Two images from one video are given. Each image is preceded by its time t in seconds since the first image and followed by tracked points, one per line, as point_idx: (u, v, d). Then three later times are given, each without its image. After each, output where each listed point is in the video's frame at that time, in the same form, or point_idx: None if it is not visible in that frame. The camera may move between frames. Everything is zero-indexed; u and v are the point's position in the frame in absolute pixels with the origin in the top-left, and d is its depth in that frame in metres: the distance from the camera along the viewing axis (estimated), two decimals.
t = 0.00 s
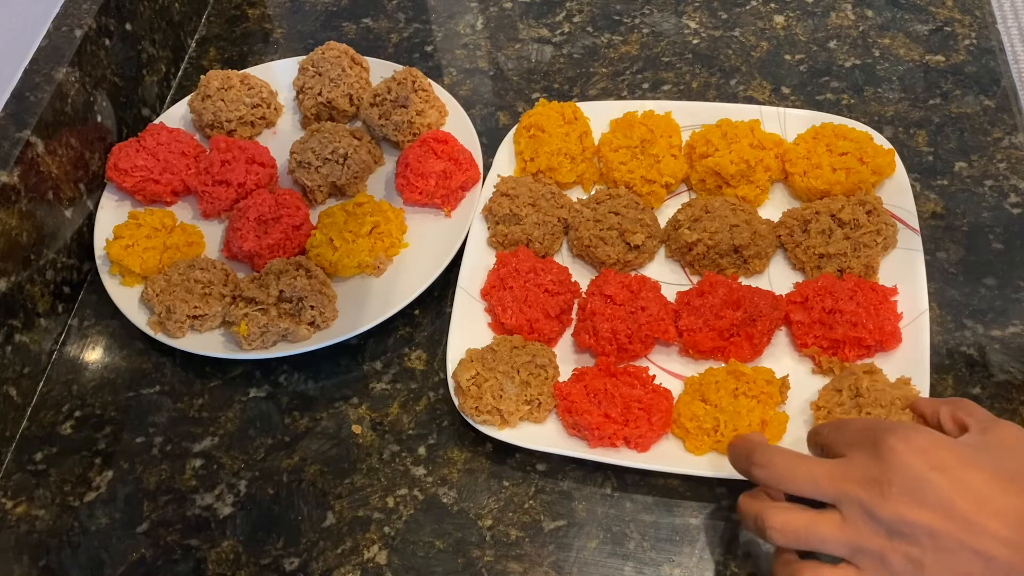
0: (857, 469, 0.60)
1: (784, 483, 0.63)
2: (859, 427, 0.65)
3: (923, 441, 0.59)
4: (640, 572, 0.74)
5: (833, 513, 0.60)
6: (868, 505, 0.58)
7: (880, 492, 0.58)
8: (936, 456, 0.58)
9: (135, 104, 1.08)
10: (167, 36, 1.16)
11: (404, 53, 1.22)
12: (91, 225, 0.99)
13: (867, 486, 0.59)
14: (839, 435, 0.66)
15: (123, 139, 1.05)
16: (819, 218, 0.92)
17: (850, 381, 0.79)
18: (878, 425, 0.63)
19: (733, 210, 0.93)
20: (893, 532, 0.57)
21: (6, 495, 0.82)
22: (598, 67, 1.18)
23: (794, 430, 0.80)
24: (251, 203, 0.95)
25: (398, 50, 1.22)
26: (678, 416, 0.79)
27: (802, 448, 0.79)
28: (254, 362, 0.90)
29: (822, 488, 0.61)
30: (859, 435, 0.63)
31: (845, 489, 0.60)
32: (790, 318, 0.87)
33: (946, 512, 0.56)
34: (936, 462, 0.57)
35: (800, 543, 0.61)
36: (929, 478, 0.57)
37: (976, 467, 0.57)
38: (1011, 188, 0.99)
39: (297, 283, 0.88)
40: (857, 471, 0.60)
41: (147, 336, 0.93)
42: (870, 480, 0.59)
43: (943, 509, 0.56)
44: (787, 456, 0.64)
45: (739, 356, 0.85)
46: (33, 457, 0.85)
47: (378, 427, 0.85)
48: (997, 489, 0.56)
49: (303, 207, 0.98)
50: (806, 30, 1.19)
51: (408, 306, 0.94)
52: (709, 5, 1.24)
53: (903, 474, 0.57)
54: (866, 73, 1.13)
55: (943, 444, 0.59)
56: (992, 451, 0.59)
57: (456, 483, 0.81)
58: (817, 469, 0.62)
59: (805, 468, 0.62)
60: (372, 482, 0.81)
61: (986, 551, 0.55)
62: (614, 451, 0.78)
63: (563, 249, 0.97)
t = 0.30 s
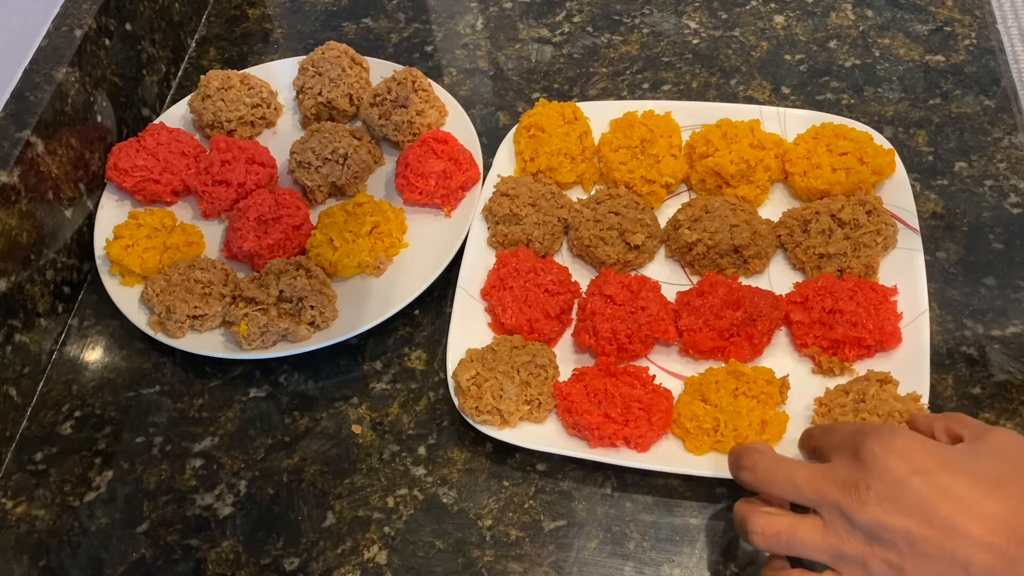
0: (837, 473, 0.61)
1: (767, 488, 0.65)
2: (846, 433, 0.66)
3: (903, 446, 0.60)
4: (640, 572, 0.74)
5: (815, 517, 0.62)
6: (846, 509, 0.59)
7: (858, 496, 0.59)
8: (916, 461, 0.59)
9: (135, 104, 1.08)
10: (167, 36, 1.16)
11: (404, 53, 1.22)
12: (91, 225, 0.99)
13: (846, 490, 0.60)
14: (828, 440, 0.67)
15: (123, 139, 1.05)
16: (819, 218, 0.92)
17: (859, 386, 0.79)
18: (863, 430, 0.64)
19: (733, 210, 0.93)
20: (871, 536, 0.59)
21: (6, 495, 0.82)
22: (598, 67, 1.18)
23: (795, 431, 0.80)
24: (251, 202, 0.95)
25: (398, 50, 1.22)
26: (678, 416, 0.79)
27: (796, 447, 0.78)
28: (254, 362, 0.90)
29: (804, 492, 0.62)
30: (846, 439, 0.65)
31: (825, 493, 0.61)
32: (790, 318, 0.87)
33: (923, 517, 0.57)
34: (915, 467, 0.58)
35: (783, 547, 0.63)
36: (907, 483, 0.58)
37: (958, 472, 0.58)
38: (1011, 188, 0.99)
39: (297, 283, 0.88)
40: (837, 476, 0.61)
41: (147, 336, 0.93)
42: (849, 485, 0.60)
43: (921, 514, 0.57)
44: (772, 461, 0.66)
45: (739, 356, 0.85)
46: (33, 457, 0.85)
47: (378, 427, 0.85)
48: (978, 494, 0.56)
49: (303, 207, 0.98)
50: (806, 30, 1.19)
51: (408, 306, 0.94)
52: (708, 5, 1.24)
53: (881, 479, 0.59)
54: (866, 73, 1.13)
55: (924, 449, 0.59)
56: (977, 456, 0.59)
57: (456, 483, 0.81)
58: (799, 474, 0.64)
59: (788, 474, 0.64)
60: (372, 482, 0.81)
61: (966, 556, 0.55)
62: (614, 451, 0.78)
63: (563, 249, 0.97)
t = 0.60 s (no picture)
0: (859, 476, 0.58)
1: (783, 496, 0.61)
2: (863, 436, 0.62)
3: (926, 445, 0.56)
4: (640, 572, 0.74)
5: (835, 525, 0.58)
6: (869, 514, 0.56)
7: (881, 500, 0.55)
8: (941, 460, 0.55)
9: (135, 104, 1.08)
10: (167, 36, 1.16)
11: (404, 53, 1.22)
12: (91, 225, 0.99)
13: (869, 494, 0.56)
14: (843, 445, 0.64)
15: (123, 139, 1.05)
16: (819, 218, 0.92)
17: (859, 386, 0.79)
18: (884, 433, 0.60)
19: (733, 210, 0.93)
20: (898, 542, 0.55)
21: (6, 495, 0.82)
22: (599, 67, 1.18)
23: (795, 431, 0.80)
24: (251, 203, 0.95)
25: (398, 50, 1.22)
26: (678, 416, 0.79)
27: (797, 448, 0.78)
28: (254, 362, 0.90)
29: (822, 498, 0.59)
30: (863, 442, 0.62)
31: (845, 497, 0.57)
32: (790, 318, 0.87)
33: (954, 520, 0.53)
34: (942, 467, 0.55)
35: (803, 559, 0.58)
36: (934, 483, 0.54)
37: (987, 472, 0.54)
38: (1011, 188, 0.99)
39: (297, 283, 0.88)
40: (858, 479, 0.57)
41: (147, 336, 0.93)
42: (871, 487, 0.56)
43: (948, 515, 0.53)
44: (786, 468, 0.63)
45: (739, 356, 0.85)
46: (33, 457, 0.85)
47: (378, 427, 0.85)
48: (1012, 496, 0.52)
49: (303, 207, 0.98)
50: (806, 30, 1.19)
51: (408, 306, 0.94)
52: (708, 5, 1.24)
53: (905, 480, 0.55)
54: (866, 73, 1.13)
55: (947, 448, 0.56)
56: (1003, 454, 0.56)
57: (456, 483, 0.81)
58: (817, 479, 0.60)
59: (805, 481, 0.60)
60: (372, 482, 0.81)
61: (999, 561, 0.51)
62: (614, 451, 0.78)
63: (563, 249, 0.97)
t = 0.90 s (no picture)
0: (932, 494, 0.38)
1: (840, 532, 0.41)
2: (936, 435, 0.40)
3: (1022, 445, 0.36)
4: (640, 572, 0.74)
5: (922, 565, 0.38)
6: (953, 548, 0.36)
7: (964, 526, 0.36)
8: None
9: (135, 104, 1.08)
10: (167, 36, 1.16)
11: (404, 53, 1.22)
12: (91, 225, 0.99)
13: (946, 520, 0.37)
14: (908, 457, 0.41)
15: (123, 139, 1.05)
16: (819, 218, 0.92)
17: (859, 386, 0.79)
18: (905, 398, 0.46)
19: (733, 210, 0.93)
20: None
21: (6, 495, 0.82)
22: (599, 67, 1.18)
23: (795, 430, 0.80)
24: (251, 203, 0.95)
25: (398, 50, 1.22)
26: (678, 416, 0.79)
27: (797, 447, 0.78)
28: (254, 362, 0.90)
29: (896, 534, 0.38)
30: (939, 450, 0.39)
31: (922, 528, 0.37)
32: (790, 318, 0.87)
33: None
34: None
35: None
36: None
37: None
38: (1011, 188, 0.99)
39: (297, 283, 0.88)
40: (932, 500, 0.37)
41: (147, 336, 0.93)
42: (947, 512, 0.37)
43: None
44: (852, 490, 0.43)
45: (739, 356, 0.85)
46: (33, 457, 0.85)
47: (378, 427, 0.85)
48: None
49: (303, 207, 0.98)
50: (806, 30, 1.19)
51: (408, 306, 0.94)
52: (708, 5, 1.24)
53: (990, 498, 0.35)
54: (866, 73, 1.13)
55: None
56: None
57: (456, 483, 0.81)
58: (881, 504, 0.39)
59: (864, 505, 0.40)
60: (372, 482, 0.81)
61: None
62: (614, 451, 0.78)
63: (563, 249, 0.97)
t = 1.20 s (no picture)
0: None
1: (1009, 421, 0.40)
2: None
3: None
4: (640, 572, 0.74)
5: None
6: None
7: None
8: None
9: (135, 104, 1.08)
10: (167, 36, 1.16)
11: (404, 53, 1.22)
12: (91, 225, 0.99)
13: None
14: None
15: (123, 139, 1.05)
16: (819, 218, 0.92)
17: (859, 386, 0.79)
18: None
19: (733, 210, 0.93)
20: None
21: (6, 495, 0.82)
22: (598, 67, 1.18)
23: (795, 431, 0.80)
24: (251, 202, 0.95)
25: (398, 50, 1.22)
26: (678, 416, 0.79)
27: (797, 447, 0.78)
28: (254, 362, 0.90)
29: None
30: None
31: None
32: (790, 318, 0.87)
33: None
34: None
35: None
36: None
37: None
38: (1011, 188, 0.99)
39: (297, 283, 0.87)
40: None
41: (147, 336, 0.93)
42: None
43: None
44: None
45: (739, 356, 0.85)
46: (33, 457, 0.85)
47: (378, 427, 0.85)
48: None
49: (302, 207, 0.98)
50: (806, 30, 1.19)
51: (408, 306, 0.94)
52: (709, 5, 1.24)
53: None
54: (866, 73, 1.13)
55: None
56: None
57: (456, 483, 0.81)
58: None
59: None
60: (372, 482, 0.81)
61: None
62: (614, 451, 0.78)
63: (563, 249, 0.97)
